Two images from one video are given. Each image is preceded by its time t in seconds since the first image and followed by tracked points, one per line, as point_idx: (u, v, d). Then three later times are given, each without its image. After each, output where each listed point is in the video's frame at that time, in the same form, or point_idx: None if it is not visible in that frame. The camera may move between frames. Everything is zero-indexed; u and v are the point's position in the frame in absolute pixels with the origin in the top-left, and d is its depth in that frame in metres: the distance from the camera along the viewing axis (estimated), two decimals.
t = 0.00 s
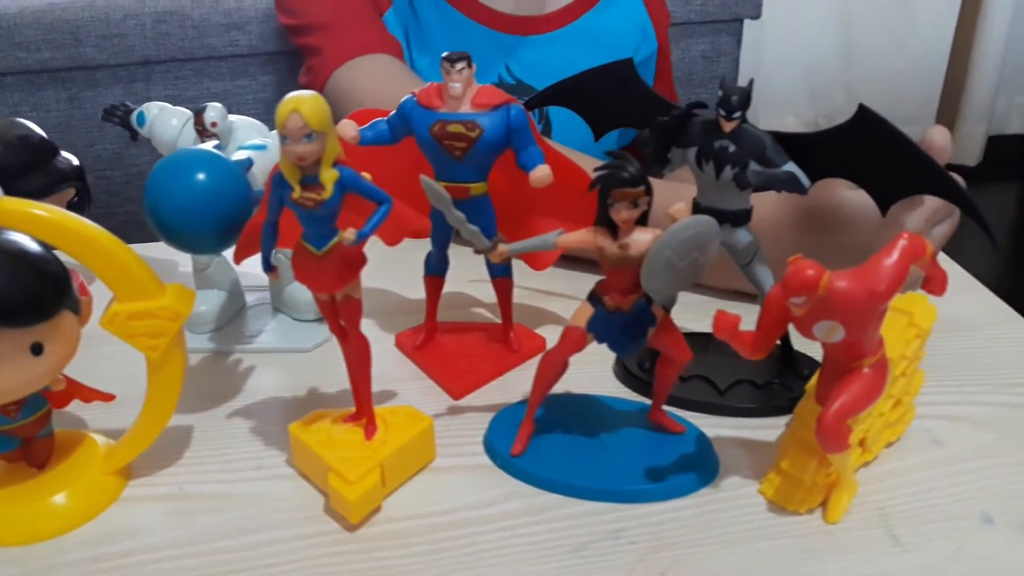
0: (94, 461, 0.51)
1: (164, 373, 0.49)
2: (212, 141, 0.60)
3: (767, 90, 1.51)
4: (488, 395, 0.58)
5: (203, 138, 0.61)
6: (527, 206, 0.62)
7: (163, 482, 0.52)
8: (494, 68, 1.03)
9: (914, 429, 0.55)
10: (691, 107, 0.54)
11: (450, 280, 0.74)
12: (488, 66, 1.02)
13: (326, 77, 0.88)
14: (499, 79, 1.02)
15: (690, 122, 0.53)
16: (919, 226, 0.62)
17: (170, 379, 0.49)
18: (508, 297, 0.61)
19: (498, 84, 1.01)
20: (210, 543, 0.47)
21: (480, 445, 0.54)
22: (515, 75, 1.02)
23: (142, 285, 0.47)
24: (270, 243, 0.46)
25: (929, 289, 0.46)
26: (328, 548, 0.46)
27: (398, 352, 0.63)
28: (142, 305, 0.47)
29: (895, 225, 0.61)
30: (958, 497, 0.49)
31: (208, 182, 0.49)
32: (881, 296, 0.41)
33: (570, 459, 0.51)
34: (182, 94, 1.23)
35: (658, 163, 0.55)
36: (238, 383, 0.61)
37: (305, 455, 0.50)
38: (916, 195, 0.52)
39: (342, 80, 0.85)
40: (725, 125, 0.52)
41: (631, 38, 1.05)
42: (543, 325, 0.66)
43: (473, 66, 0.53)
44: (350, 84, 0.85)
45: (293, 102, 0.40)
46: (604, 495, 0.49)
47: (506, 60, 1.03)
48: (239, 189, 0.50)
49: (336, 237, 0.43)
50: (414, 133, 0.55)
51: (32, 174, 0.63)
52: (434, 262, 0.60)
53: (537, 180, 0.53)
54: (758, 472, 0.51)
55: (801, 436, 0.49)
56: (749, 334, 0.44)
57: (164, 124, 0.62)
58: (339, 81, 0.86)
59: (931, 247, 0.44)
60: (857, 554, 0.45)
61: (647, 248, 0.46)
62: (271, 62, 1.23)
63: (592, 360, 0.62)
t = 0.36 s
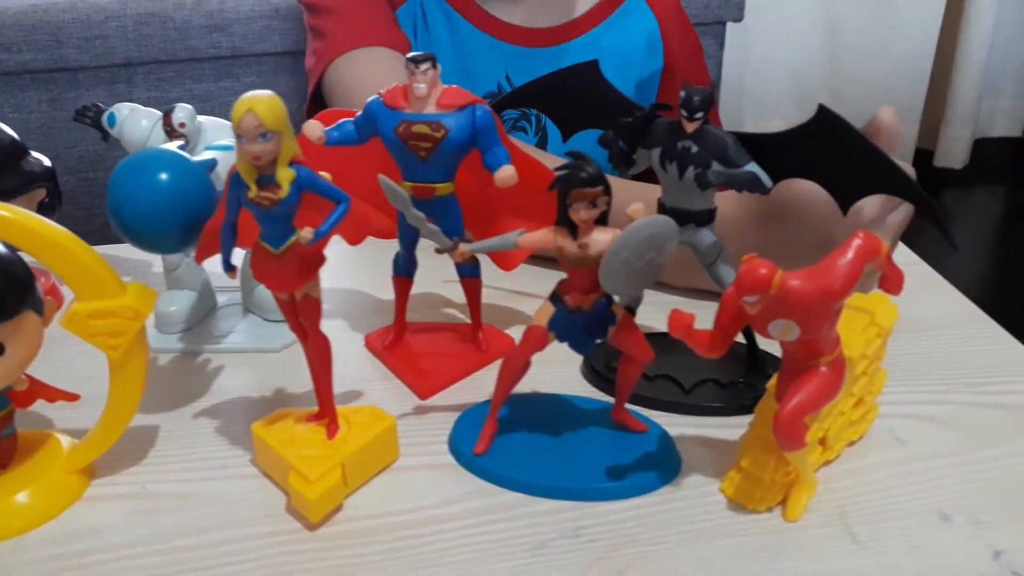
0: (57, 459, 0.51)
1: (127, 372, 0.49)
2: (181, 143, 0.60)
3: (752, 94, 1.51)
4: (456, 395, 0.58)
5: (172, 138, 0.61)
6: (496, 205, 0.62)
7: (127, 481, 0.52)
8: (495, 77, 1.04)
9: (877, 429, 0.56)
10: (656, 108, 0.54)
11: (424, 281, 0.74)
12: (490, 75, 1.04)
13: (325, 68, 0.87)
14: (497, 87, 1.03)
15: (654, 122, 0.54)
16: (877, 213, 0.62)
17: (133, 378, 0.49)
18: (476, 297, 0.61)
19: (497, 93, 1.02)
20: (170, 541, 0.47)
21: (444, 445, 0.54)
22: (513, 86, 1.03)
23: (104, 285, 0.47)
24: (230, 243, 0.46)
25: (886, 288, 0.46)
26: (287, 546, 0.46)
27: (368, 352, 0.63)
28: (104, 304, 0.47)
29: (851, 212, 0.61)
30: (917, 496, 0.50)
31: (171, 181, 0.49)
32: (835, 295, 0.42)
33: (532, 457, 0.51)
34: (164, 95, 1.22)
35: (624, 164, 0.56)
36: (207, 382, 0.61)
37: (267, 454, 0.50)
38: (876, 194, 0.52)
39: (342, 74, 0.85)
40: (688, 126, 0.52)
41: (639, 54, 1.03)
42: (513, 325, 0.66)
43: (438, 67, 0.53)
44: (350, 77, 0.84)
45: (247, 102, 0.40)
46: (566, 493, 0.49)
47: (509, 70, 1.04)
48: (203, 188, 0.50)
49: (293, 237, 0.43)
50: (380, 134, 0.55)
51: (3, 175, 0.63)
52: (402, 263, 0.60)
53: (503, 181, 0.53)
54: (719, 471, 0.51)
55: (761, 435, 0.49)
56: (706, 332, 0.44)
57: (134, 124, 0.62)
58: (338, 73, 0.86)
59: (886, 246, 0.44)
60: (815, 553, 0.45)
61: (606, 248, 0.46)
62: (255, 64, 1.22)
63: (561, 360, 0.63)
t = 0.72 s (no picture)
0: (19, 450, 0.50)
1: (87, 363, 0.48)
2: (145, 134, 0.60)
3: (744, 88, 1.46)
4: (425, 387, 0.58)
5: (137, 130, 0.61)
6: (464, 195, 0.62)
7: (90, 475, 0.51)
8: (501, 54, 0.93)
9: (848, 416, 0.56)
10: (621, 96, 0.54)
11: (397, 274, 0.74)
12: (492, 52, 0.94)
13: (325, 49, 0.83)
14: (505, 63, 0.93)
15: (620, 110, 0.54)
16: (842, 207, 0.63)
17: (94, 369, 0.48)
18: (446, 288, 0.61)
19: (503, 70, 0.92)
20: (131, 535, 0.46)
21: (412, 435, 0.53)
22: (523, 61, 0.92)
23: (62, 275, 0.46)
24: (189, 232, 0.46)
25: (851, 273, 0.46)
26: (251, 538, 0.46)
27: (338, 345, 0.63)
28: (62, 294, 0.46)
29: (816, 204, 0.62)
30: (885, 482, 0.49)
31: (129, 171, 0.48)
32: (797, 279, 0.41)
33: (499, 447, 0.51)
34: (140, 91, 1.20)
35: (591, 153, 0.55)
36: (175, 376, 0.60)
37: (231, 446, 0.50)
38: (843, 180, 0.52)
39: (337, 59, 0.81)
40: (653, 113, 0.52)
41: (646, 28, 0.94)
42: (485, 317, 0.66)
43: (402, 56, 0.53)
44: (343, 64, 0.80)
45: (202, 87, 0.40)
46: (533, 482, 0.49)
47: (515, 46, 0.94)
48: (163, 177, 0.50)
49: (251, 224, 0.43)
50: (345, 123, 0.54)
51: None
52: (370, 254, 0.60)
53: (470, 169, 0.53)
54: (687, 459, 0.51)
55: (727, 422, 0.48)
56: (668, 317, 0.44)
57: (99, 116, 0.62)
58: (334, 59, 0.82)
59: (849, 230, 0.44)
60: (782, 540, 0.45)
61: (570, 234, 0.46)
62: (232, 60, 1.19)
63: (533, 352, 0.63)
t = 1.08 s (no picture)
0: None
1: (51, 360, 0.48)
2: (116, 130, 0.59)
3: (735, 88, 1.44)
4: (398, 385, 0.58)
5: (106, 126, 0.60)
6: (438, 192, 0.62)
7: (58, 473, 0.50)
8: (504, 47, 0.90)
9: (821, 411, 0.55)
10: (593, 89, 0.54)
11: (374, 272, 0.73)
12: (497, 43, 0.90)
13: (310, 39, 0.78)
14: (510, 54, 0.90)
15: (592, 104, 0.53)
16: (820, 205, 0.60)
17: (59, 366, 0.48)
18: (420, 284, 0.60)
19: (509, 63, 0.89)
20: (95, 534, 0.46)
21: (383, 432, 0.53)
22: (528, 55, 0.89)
23: (24, 270, 0.46)
24: (152, 226, 0.45)
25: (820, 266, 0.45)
26: (216, 536, 0.45)
27: (311, 343, 0.62)
28: (24, 291, 0.46)
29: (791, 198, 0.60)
30: (856, 477, 0.49)
31: (93, 165, 0.48)
32: (761, 272, 0.41)
33: (469, 443, 0.51)
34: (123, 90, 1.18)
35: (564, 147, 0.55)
36: (147, 373, 0.60)
37: (198, 443, 0.49)
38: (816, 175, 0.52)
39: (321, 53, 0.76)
40: (623, 107, 0.51)
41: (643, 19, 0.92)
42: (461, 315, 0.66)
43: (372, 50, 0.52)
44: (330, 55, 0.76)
45: (160, 80, 0.40)
46: (502, 478, 0.48)
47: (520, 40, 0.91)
48: (129, 171, 0.49)
49: (212, 219, 0.43)
50: (314, 118, 0.54)
51: None
52: (342, 251, 0.60)
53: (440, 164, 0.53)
54: (658, 455, 0.51)
55: (697, 417, 0.48)
56: (634, 311, 0.44)
57: (70, 113, 0.61)
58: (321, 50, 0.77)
59: (816, 222, 0.43)
60: (752, 535, 0.45)
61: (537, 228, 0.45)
62: (216, 60, 1.17)
63: (507, 349, 0.62)
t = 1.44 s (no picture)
0: None
1: (18, 356, 0.48)
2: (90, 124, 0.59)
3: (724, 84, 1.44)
4: (372, 379, 0.58)
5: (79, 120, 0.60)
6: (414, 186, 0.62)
7: (29, 468, 0.50)
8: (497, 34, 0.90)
9: (794, 404, 0.55)
10: (564, 83, 0.53)
11: (353, 267, 0.73)
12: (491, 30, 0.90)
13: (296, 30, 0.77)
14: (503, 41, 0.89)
15: (563, 98, 0.53)
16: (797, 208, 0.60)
17: (27, 363, 0.48)
18: (395, 279, 0.60)
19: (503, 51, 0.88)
20: (63, 528, 0.45)
21: (356, 426, 0.53)
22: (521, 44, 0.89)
23: None
24: (119, 219, 0.45)
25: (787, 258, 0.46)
26: (185, 530, 0.45)
27: (288, 338, 0.62)
28: None
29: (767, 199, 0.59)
30: (827, 470, 0.49)
31: (62, 159, 0.48)
32: (726, 264, 0.41)
33: (440, 437, 0.51)
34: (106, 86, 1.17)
35: (537, 142, 0.55)
36: (121, 368, 0.60)
37: (169, 437, 0.49)
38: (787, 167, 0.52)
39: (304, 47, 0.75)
40: (594, 100, 0.51)
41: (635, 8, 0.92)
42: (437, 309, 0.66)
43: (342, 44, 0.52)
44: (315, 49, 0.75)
45: (124, 72, 0.39)
46: (473, 471, 0.48)
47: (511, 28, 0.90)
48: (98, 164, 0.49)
49: (179, 212, 0.43)
50: (286, 112, 0.54)
51: None
52: (317, 244, 0.60)
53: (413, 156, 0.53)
54: (630, 448, 0.51)
55: (667, 410, 0.48)
56: (601, 304, 0.44)
57: (43, 107, 0.61)
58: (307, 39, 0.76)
59: (781, 215, 0.44)
60: (721, 528, 0.45)
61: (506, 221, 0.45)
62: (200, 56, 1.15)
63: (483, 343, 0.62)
